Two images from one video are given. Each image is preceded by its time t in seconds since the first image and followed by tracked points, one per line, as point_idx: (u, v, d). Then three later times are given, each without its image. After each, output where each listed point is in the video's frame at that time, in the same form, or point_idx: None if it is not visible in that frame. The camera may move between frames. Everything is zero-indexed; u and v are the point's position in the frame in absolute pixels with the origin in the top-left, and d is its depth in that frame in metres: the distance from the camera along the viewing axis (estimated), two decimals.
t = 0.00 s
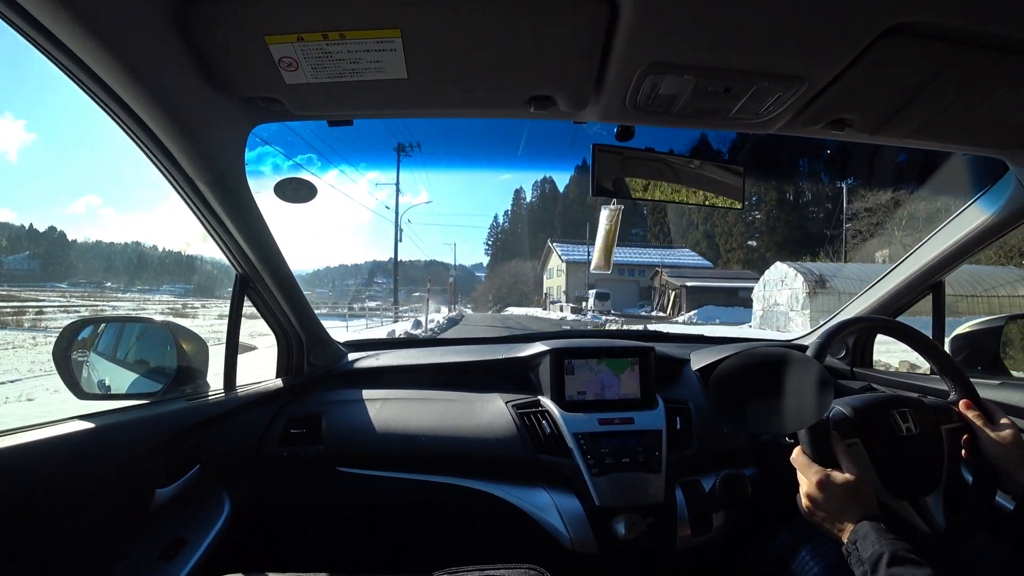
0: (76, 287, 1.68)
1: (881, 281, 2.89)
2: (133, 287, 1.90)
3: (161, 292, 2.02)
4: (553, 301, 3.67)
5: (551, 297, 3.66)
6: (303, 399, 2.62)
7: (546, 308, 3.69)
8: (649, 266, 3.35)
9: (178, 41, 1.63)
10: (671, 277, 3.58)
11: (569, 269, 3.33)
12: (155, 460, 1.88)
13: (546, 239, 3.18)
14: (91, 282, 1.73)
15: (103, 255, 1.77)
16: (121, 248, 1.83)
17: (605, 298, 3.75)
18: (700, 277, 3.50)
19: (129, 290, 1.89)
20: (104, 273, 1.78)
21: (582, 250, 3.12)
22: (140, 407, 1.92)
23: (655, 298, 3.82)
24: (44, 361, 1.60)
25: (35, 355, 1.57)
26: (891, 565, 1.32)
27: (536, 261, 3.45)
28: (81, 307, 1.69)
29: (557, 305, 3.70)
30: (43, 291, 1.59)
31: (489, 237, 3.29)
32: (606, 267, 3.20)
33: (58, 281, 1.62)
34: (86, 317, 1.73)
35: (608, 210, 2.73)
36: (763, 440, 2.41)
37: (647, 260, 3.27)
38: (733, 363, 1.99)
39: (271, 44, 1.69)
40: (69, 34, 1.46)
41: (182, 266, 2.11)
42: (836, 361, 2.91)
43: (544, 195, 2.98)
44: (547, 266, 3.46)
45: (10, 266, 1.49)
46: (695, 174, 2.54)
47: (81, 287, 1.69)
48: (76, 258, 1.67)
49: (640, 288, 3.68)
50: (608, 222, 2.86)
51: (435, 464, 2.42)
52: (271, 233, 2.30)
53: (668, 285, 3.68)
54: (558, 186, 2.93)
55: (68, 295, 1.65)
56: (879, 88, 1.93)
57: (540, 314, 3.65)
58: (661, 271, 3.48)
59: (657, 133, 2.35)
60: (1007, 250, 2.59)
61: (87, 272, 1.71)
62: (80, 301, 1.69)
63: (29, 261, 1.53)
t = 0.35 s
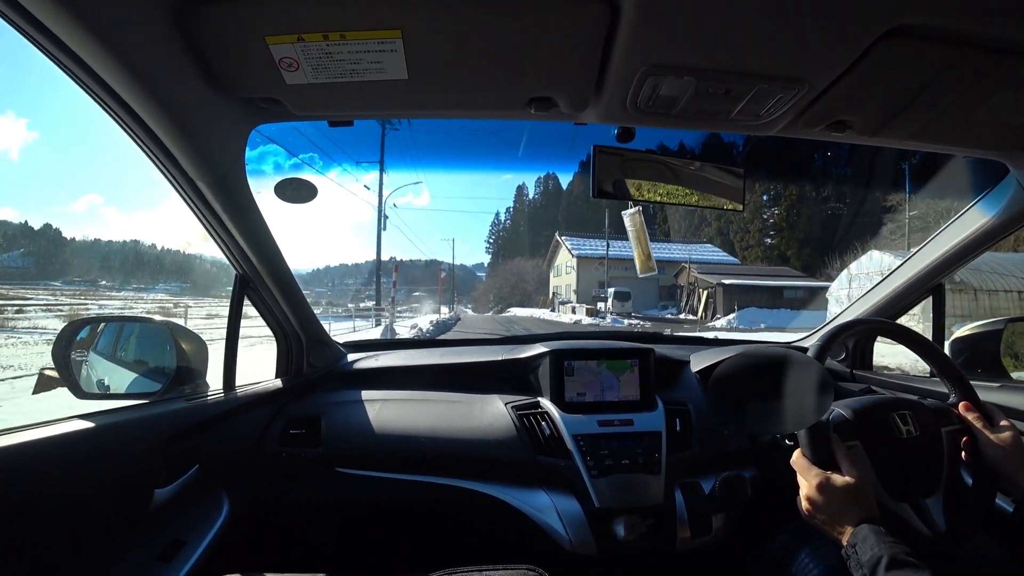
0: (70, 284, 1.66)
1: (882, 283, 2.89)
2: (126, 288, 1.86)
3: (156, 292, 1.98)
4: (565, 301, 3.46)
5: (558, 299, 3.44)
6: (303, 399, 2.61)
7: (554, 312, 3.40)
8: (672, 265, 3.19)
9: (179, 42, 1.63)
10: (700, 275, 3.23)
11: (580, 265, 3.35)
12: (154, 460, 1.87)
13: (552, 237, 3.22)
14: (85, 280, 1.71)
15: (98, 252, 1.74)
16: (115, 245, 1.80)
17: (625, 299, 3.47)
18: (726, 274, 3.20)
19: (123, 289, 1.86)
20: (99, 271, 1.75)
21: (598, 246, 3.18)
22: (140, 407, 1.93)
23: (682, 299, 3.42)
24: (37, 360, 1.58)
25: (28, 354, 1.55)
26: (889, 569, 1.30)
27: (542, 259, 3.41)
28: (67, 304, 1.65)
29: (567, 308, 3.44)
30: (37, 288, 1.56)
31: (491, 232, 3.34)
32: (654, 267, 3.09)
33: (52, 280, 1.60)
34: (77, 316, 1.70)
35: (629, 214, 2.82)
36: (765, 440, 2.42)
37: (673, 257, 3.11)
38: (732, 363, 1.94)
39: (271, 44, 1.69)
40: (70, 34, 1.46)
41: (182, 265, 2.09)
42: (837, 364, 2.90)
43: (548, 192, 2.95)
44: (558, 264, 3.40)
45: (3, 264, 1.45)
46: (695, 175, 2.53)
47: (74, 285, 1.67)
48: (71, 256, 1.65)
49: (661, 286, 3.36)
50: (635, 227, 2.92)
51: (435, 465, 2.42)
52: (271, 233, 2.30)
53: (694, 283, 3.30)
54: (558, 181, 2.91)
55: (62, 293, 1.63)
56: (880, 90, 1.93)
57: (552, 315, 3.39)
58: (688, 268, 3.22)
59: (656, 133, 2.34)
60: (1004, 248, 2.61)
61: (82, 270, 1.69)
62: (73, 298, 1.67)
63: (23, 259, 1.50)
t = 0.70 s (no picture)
0: (63, 285, 1.63)
1: (881, 285, 2.89)
2: (121, 290, 1.84)
3: (152, 292, 1.96)
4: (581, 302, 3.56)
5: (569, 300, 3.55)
6: (302, 400, 2.61)
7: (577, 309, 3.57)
8: (704, 259, 3.35)
9: (180, 42, 1.63)
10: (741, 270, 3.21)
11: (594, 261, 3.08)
12: (152, 460, 1.87)
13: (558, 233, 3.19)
14: (80, 281, 1.69)
15: (94, 253, 1.73)
16: (107, 244, 1.77)
17: (654, 298, 3.54)
18: (778, 270, 3.19)
19: (117, 290, 1.83)
20: (93, 272, 1.73)
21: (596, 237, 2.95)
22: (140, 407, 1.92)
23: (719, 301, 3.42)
24: (31, 363, 1.56)
25: (22, 357, 1.53)
26: None
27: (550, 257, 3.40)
28: (60, 304, 1.63)
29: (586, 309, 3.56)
30: (32, 289, 1.55)
31: (492, 231, 3.36)
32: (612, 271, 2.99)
33: (47, 280, 1.58)
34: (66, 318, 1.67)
35: (609, 214, 2.65)
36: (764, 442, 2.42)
37: (709, 251, 3.23)
38: (731, 365, 1.89)
39: (272, 45, 1.69)
40: (72, 36, 1.47)
41: (180, 265, 2.07)
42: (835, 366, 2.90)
43: (550, 189, 2.91)
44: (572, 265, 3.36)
45: None
46: (695, 178, 2.52)
47: (67, 286, 1.64)
48: (67, 255, 1.63)
49: (688, 285, 3.51)
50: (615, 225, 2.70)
51: (434, 464, 2.42)
52: (270, 234, 2.30)
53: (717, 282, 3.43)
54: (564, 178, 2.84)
55: (55, 295, 1.61)
56: (879, 93, 1.93)
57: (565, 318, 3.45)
58: (725, 263, 3.25)
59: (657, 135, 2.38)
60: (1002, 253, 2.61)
61: (77, 271, 1.67)
62: (66, 300, 1.64)
63: (17, 261, 1.49)
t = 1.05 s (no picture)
0: (59, 285, 1.63)
1: (880, 282, 2.88)
2: (118, 290, 1.85)
3: (149, 292, 1.97)
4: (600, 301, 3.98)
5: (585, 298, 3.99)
6: (301, 398, 2.61)
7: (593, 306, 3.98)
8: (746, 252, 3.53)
9: (176, 39, 1.63)
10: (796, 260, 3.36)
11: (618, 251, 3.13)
12: (149, 458, 1.87)
13: (563, 227, 3.17)
14: (76, 282, 1.69)
15: (92, 253, 1.74)
16: (106, 245, 1.78)
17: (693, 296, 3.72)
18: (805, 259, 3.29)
19: (115, 290, 1.83)
20: (90, 271, 1.73)
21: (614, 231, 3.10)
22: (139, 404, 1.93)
23: (774, 303, 3.66)
24: (28, 362, 1.56)
25: (20, 358, 1.53)
26: None
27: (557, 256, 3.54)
28: (56, 304, 1.63)
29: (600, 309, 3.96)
30: (28, 290, 1.55)
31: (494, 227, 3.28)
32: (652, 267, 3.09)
33: (44, 281, 1.59)
34: (67, 317, 1.67)
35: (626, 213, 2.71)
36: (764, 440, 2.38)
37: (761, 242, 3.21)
38: (731, 363, 1.82)
39: (269, 42, 1.69)
40: (70, 34, 1.46)
41: (175, 265, 2.07)
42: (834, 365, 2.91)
43: (554, 185, 2.82)
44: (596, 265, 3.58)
45: None
46: (693, 176, 2.50)
47: (64, 286, 1.64)
48: (64, 256, 1.64)
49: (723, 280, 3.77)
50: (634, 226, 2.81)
51: (432, 462, 2.42)
52: (269, 233, 2.30)
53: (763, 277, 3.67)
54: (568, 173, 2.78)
55: (51, 295, 1.61)
56: (878, 92, 1.93)
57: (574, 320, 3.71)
58: (780, 253, 3.40)
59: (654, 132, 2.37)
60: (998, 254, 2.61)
61: (73, 271, 1.67)
62: (65, 300, 1.65)
63: (13, 260, 1.49)
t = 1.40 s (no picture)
0: (56, 287, 1.61)
1: (878, 280, 2.88)
2: (117, 292, 1.84)
3: (148, 295, 1.96)
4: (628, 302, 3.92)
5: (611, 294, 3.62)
6: (301, 402, 2.61)
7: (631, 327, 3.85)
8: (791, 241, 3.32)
9: (173, 42, 1.62)
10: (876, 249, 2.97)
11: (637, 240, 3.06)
12: (149, 465, 1.86)
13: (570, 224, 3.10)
14: (75, 285, 1.67)
15: (92, 255, 1.72)
16: (106, 248, 1.78)
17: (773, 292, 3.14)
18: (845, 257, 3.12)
19: (114, 292, 1.83)
20: (89, 274, 1.72)
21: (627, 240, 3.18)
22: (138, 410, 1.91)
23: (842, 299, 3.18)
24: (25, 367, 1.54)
25: (19, 362, 1.52)
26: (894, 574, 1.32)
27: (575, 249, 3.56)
28: (56, 307, 1.61)
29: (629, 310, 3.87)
30: (27, 293, 1.54)
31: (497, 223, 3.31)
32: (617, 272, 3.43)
33: (43, 284, 1.57)
34: (64, 320, 1.65)
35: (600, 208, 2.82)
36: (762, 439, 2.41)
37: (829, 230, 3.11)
38: (731, 362, 1.88)
39: (266, 45, 1.68)
40: (66, 39, 1.46)
41: (175, 267, 2.07)
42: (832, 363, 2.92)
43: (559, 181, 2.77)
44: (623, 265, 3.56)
45: None
46: (691, 176, 2.53)
47: (62, 290, 1.62)
48: (63, 259, 1.62)
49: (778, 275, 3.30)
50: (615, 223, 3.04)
51: (433, 464, 2.42)
52: (267, 237, 2.30)
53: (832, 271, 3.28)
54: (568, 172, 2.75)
55: (47, 297, 1.58)
56: (875, 90, 1.93)
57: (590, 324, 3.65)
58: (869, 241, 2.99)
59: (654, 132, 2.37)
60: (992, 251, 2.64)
61: (73, 274, 1.66)
62: (61, 303, 1.62)
63: (11, 262, 1.48)
